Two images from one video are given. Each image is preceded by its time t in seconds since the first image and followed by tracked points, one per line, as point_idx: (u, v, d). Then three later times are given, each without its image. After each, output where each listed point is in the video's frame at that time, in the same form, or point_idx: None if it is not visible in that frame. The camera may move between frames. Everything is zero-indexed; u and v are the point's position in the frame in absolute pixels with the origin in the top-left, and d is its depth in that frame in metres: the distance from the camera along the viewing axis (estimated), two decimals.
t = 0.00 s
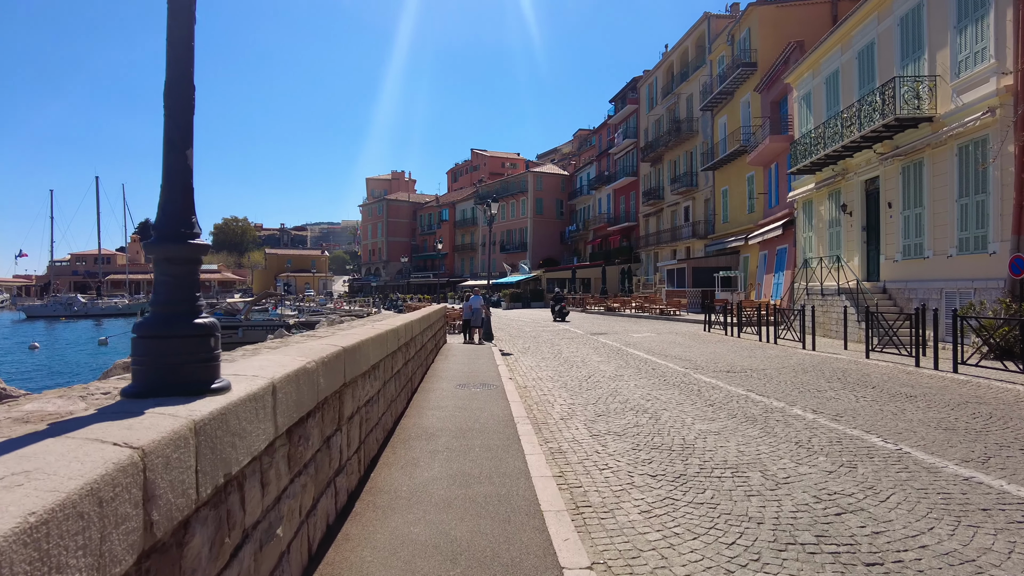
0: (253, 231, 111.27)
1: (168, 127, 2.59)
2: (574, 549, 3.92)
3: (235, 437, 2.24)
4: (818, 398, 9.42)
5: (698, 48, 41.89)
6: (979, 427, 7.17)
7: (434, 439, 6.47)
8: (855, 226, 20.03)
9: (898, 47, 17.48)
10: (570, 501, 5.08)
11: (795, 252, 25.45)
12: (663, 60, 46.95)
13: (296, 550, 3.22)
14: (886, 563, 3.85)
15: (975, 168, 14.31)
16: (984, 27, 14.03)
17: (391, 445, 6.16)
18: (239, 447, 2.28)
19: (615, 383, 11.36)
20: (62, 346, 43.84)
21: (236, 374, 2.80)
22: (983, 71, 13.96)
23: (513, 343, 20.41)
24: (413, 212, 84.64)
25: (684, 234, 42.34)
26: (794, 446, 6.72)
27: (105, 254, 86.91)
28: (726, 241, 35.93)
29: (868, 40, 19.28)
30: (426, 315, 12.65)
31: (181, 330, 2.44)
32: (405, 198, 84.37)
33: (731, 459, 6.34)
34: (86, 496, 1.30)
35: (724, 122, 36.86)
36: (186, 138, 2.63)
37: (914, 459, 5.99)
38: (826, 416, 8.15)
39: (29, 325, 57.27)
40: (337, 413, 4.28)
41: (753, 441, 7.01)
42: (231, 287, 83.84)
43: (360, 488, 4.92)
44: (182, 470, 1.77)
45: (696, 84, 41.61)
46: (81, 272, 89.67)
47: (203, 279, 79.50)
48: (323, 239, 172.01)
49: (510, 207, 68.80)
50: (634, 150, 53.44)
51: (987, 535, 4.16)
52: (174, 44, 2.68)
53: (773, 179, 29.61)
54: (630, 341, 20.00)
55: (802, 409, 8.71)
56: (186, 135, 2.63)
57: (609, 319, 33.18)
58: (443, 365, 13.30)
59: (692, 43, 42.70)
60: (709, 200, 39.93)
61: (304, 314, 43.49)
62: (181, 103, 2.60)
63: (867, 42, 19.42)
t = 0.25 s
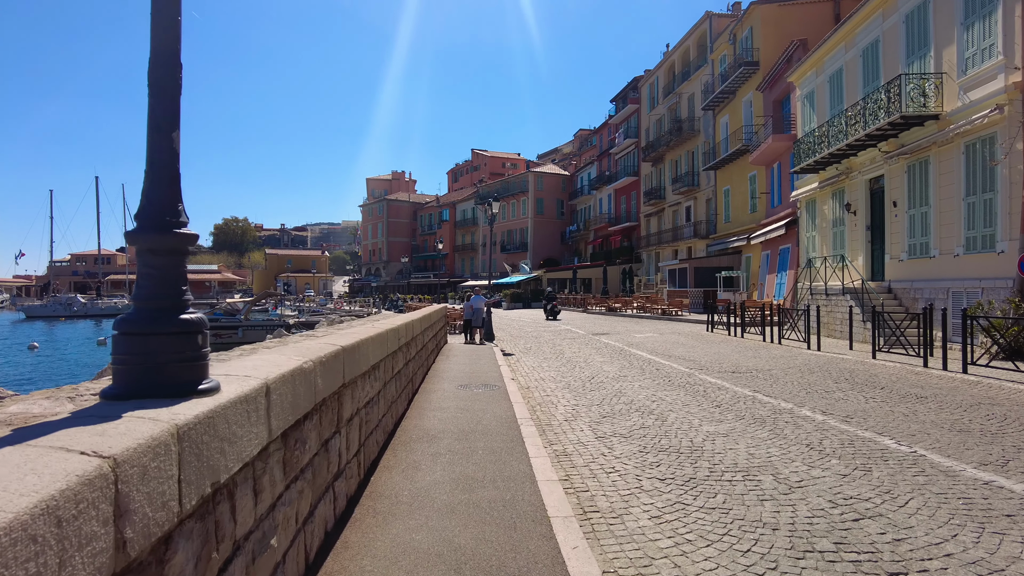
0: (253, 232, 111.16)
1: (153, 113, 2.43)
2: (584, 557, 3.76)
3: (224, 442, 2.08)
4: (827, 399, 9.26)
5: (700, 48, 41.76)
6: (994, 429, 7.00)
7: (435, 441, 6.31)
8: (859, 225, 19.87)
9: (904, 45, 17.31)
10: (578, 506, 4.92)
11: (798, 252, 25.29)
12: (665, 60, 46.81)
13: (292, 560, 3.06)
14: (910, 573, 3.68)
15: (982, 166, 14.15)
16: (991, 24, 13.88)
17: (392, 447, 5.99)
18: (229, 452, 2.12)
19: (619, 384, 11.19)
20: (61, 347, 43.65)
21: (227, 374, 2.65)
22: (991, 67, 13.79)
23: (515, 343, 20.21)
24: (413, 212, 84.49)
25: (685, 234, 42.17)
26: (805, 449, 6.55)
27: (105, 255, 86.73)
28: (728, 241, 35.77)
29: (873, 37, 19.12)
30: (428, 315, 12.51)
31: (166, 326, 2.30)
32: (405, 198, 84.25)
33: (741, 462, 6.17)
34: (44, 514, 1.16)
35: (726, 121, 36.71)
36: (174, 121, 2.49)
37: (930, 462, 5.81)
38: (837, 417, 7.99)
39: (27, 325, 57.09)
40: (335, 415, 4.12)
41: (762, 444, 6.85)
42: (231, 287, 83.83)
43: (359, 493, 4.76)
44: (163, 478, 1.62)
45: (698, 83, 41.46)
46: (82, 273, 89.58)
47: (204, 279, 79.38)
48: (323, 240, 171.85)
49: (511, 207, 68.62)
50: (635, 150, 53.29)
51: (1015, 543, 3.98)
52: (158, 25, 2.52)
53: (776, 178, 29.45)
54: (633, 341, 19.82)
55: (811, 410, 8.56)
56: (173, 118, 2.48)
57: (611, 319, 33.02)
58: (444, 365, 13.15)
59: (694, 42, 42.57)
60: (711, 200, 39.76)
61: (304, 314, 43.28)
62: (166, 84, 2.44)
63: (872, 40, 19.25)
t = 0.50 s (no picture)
0: (252, 231, 110.84)
1: (134, 98, 2.26)
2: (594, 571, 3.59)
3: (212, 457, 1.92)
4: (834, 402, 9.10)
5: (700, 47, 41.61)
6: (1009, 433, 6.83)
7: (437, 446, 6.13)
8: (863, 226, 19.71)
9: (908, 44, 17.16)
10: (585, 514, 4.76)
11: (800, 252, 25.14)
12: (665, 59, 46.66)
13: None
14: None
15: (989, 165, 14.00)
16: (998, 22, 13.72)
17: (392, 453, 5.82)
18: (218, 468, 1.96)
19: (622, 386, 11.01)
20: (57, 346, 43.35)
21: (215, 381, 2.47)
22: (997, 66, 13.64)
23: (515, 344, 20.01)
24: (412, 212, 84.29)
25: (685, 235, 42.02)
26: (816, 454, 6.38)
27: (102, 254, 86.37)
28: (729, 241, 35.63)
29: (876, 36, 18.97)
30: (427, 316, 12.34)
31: (148, 330, 2.14)
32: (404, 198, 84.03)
33: (751, 467, 6.00)
34: None
35: (727, 121, 36.56)
36: (158, 107, 2.32)
37: (946, 468, 5.64)
38: (845, 421, 7.83)
39: (24, 325, 56.72)
40: (333, 421, 3.96)
41: (772, 448, 6.69)
42: (229, 287, 83.55)
43: (358, 501, 4.58)
44: (137, 503, 1.46)
45: (699, 83, 41.30)
46: (80, 272, 89.20)
47: (202, 279, 79.09)
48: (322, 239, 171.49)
49: (510, 207, 68.44)
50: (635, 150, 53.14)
51: None
52: (141, 5, 2.34)
53: (777, 178, 29.30)
54: (634, 342, 19.63)
55: (818, 412, 8.39)
56: (157, 104, 2.31)
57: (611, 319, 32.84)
58: (444, 366, 12.97)
59: (694, 42, 42.43)
60: (711, 200, 39.60)
61: (303, 314, 43.04)
62: (149, 68, 2.27)
63: (875, 39, 19.10)
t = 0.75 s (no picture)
0: (248, 230, 110.47)
1: (105, 77, 2.09)
2: None
3: (191, 468, 1.76)
4: (839, 403, 8.94)
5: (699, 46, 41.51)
6: (1020, 435, 6.68)
7: (434, 449, 5.95)
8: (863, 225, 19.60)
9: (909, 42, 17.04)
10: (588, 521, 4.60)
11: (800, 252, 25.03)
12: (663, 58, 46.55)
13: None
14: None
15: (991, 163, 13.88)
16: (1001, 19, 13.60)
17: (388, 457, 5.64)
18: (198, 478, 1.80)
19: (622, 387, 10.85)
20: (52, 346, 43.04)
21: (193, 385, 2.29)
22: (1001, 63, 13.52)
23: (513, 344, 19.83)
24: (409, 212, 84.07)
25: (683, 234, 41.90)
26: (824, 457, 6.23)
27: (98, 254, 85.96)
28: (727, 241, 35.52)
29: (877, 34, 18.86)
30: (425, 315, 12.15)
31: (121, 331, 2.01)
32: (402, 198, 83.81)
33: (757, 471, 5.85)
34: None
35: (725, 120, 36.45)
36: (133, 87, 2.16)
37: (958, 472, 5.50)
38: (852, 422, 7.67)
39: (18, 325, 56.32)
40: (327, 425, 3.80)
41: (778, 451, 6.53)
42: (226, 287, 83.22)
43: (353, 508, 4.41)
44: (90, 530, 1.29)
45: (697, 82, 41.20)
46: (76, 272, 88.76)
47: (198, 279, 78.76)
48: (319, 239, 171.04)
49: (508, 207, 68.27)
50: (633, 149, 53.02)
51: None
52: None
53: (776, 177, 29.18)
54: (634, 342, 19.48)
55: (823, 414, 8.24)
56: (132, 81, 2.15)
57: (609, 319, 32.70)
58: (441, 367, 12.80)
59: (693, 41, 42.32)
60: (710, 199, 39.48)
61: (299, 314, 42.77)
62: (122, 46, 2.11)
63: (875, 37, 18.99)
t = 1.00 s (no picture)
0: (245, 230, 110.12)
1: (55, 54, 1.92)
2: None
3: (152, 491, 1.57)
4: (842, 404, 8.79)
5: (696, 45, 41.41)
6: None
7: (429, 454, 5.77)
8: (862, 224, 19.48)
9: (909, 40, 16.92)
10: (589, 530, 4.43)
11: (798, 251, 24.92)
12: (660, 57, 46.44)
13: None
14: None
15: (993, 161, 13.76)
16: (1001, 16, 13.48)
17: (381, 463, 5.45)
18: (161, 501, 1.62)
19: (621, 388, 10.69)
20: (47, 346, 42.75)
21: (161, 395, 2.09)
22: (1002, 61, 13.40)
23: (510, 344, 19.67)
24: (406, 211, 83.87)
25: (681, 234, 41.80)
26: (829, 461, 6.07)
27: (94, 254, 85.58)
28: (725, 240, 35.40)
29: (876, 32, 18.74)
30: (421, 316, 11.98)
31: (74, 334, 1.86)
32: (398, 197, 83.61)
33: (762, 476, 5.69)
34: None
35: (723, 119, 36.34)
36: (89, 65, 1.98)
37: (968, 477, 5.34)
38: (856, 425, 7.52)
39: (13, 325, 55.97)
40: (314, 432, 3.63)
41: (782, 455, 6.36)
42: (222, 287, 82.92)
43: (343, 518, 4.22)
44: (15, 570, 1.11)
45: (694, 81, 41.08)
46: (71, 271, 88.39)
47: (194, 279, 78.44)
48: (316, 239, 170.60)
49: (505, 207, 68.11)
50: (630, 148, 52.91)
51: None
52: None
53: (774, 176, 29.08)
54: (632, 342, 19.34)
55: (827, 416, 8.09)
56: (88, 60, 1.98)
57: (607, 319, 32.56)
58: (438, 368, 12.63)
59: (690, 40, 42.21)
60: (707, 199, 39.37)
61: (295, 314, 42.60)
62: (76, 21, 1.94)
63: (874, 35, 18.87)
